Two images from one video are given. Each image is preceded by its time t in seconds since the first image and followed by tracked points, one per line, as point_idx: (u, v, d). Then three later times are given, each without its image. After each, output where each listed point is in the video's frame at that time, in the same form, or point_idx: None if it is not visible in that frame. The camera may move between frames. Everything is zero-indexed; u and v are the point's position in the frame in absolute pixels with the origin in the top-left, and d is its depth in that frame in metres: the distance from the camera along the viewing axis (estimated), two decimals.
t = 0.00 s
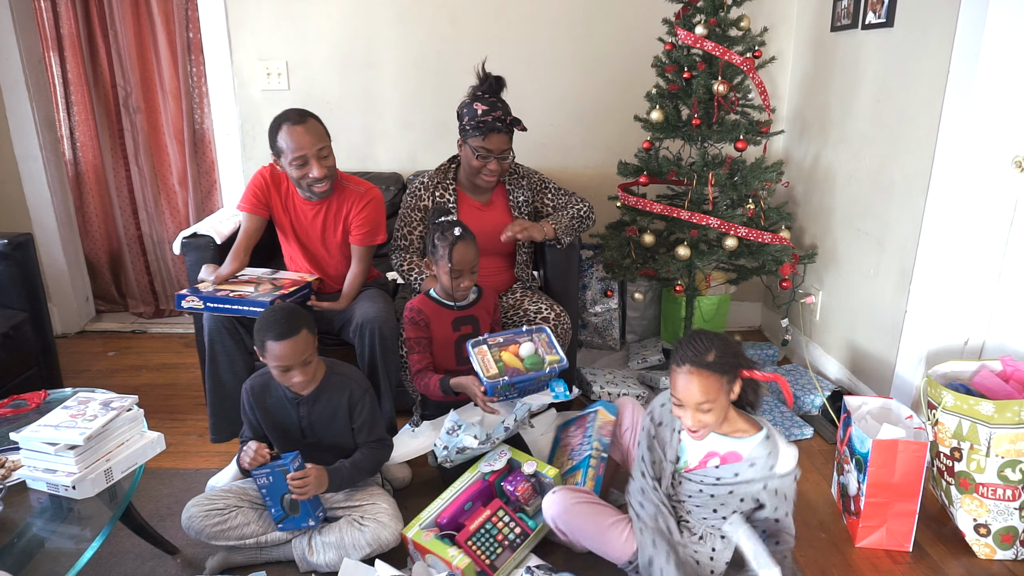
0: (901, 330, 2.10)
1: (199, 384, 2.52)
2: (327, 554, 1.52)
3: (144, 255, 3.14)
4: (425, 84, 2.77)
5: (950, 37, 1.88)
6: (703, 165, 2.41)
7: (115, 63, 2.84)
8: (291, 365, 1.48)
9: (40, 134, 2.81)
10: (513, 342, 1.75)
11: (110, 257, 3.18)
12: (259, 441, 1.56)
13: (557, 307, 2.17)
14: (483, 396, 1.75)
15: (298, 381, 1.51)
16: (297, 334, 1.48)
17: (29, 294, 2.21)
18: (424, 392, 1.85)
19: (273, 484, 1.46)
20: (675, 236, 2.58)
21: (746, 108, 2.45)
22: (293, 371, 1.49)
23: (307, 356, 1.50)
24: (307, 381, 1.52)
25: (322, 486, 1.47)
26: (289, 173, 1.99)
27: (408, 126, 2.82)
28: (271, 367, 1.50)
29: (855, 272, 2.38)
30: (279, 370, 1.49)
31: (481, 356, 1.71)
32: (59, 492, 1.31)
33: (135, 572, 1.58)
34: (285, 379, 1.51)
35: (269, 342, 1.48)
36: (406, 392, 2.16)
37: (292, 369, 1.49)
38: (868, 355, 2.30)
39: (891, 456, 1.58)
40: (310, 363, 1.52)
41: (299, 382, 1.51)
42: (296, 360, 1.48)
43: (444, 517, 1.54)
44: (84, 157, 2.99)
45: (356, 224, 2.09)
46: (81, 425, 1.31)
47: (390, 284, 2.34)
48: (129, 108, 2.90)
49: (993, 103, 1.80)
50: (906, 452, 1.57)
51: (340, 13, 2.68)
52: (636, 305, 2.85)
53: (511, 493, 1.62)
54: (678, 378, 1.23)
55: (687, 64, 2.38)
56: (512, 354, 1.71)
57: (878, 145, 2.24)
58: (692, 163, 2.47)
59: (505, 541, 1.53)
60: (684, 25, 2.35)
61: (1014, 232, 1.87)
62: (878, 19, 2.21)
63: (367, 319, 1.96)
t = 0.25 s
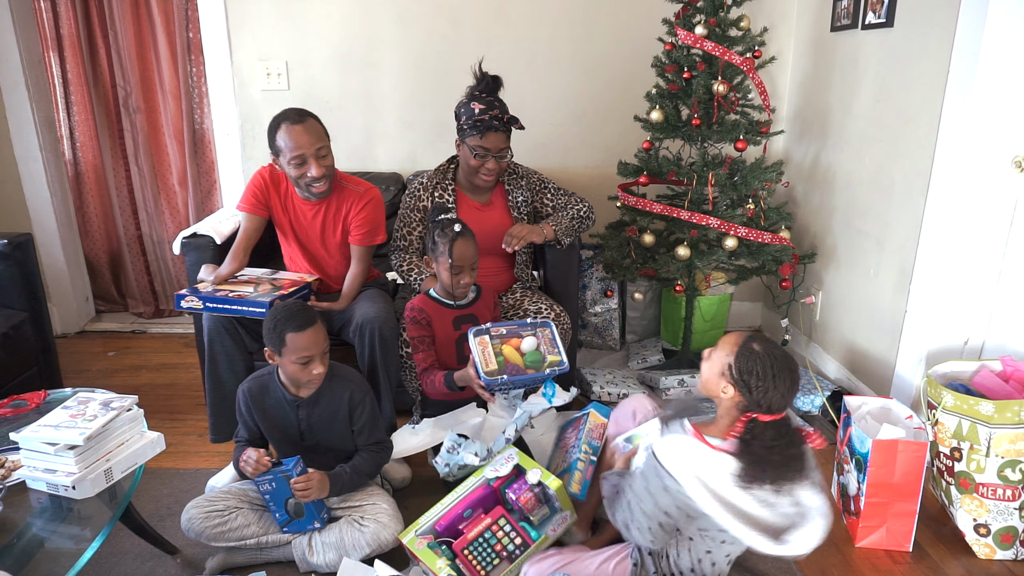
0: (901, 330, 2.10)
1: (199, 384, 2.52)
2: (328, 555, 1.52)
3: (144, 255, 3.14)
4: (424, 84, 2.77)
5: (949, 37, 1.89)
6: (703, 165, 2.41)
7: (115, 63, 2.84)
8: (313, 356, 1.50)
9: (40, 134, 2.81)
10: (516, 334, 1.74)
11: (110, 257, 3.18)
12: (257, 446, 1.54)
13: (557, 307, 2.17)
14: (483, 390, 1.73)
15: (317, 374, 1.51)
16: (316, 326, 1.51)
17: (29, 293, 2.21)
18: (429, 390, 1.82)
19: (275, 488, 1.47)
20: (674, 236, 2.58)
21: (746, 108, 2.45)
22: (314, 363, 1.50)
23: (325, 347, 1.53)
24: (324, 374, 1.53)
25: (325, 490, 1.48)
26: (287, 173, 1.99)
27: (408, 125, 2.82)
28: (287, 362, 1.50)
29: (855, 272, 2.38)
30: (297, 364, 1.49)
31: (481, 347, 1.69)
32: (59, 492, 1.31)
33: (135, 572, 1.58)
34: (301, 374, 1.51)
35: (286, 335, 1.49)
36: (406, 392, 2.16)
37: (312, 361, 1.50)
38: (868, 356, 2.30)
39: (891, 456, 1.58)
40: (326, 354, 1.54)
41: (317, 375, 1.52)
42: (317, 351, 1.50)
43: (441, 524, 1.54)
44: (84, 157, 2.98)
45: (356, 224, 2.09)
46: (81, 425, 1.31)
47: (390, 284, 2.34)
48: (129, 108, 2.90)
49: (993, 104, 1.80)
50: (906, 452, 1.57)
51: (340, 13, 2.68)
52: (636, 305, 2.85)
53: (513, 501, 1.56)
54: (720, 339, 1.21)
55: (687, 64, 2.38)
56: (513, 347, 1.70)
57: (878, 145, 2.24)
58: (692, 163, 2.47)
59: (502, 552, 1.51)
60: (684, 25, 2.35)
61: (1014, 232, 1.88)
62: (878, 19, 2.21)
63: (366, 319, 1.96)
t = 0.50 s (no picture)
0: (901, 330, 2.10)
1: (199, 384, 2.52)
2: (327, 555, 1.52)
3: (144, 255, 3.14)
4: (424, 84, 2.77)
5: (949, 37, 1.89)
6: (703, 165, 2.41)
7: (115, 63, 2.84)
8: (322, 350, 1.50)
9: (40, 134, 2.81)
10: (511, 334, 1.72)
11: (110, 257, 3.18)
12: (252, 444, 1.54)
13: (557, 306, 2.17)
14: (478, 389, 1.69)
15: (325, 371, 1.51)
16: (325, 320, 1.53)
17: (29, 293, 2.21)
18: (427, 388, 1.83)
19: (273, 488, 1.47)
20: (674, 236, 2.58)
21: (746, 108, 2.45)
22: (324, 358, 1.51)
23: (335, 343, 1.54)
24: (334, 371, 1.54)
25: (324, 490, 1.48)
26: (286, 169, 1.99)
27: (408, 125, 2.82)
28: (296, 358, 1.50)
29: (855, 272, 2.38)
30: (307, 359, 1.50)
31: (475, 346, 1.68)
32: (59, 492, 1.31)
33: (135, 572, 1.58)
34: (310, 371, 1.51)
35: (296, 331, 1.50)
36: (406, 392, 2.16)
37: (321, 356, 1.50)
38: (868, 356, 2.30)
39: (891, 456, 1.59)
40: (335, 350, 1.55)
41: (325, 372, 1.51)
42: (325, 345, 1.51)
43: (448, 516, 1.54)
44: (84, 157, 2.98)
45: (355, 223, 2.09)
46: (81, 425, 1.31)
47: (390, 284, 2.34)
48: (129, 109, 2.90)
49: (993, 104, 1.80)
50: (906, 452, 1.57)
51: (340, 13, 2.69)
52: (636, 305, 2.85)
53: (513, 509, 1.61)
54: (715, 348, 1.30)
55: (687, 64, 2.38)
56: (508, 348, 1.69)
57: (878, 145, 2.24)
58: (692, 163, 2.47)
59: (503, 551, 1.52)
60: (684, 25, 2.35)
61: (1014, 232, 1.88)
62: (878, 19, 2.21)
63: (366, 319, 1.96)
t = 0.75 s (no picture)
0: (901, 330, 2.11)
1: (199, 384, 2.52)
2: (326, 555, 1.52)
3: (144, 255, 3.14)
4: (424, 84, 2.77)
5: (950, 37, 1.89)
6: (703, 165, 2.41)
7: (115, 63, 2.84)
8: (327, 343, 1.51)
9: (40, 133, 2.81)
10: (509, 334, 1.71)
11: (110, 257, 3.18)
12: (254, 438, 1.56)
13: (556, 306, 2.17)
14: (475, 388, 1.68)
15: (328, 365, 1.51)
16: (328, 314, 1.54)
17: (29, 293, 2.21)
18: (424, 387, 1.84)
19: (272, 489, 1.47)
20: (675, 236, 2.58)
21: (746, 108, 2.45)
22: (328, 351, 1.51)
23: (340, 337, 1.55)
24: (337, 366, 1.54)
25: (320, 488, 1.48)
26: (286, 165, 1.98)
27: (408, 126, 2.82)
28: (301, 352, 1.50)
29: (855, 272, 2.38)
30: (311, 353, 1.50)
31: (473, 348, 1.68)
32: (59, 492, 1.31)
33: (135, 571, 1.58)
34: (313, 365, 1.50)
35: (302, 324, 1.50)
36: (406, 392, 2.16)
37: (325, 349, 1.51)
38: (868, 356, 2.30)
39: (891, 456, 1.58)
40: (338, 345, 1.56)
41: (328, 367, 1.51)
42: (330, 339, 1.51)
43: (447, 518, 1.53)
44: (84, 157, 2.98)
45: (355, 220, 2.09)
46: (81, 425, 1.31)
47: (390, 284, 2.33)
48: (129, 109, 2.90)
49: (993, 104, 1.80)
50: (906, 452, 1.57)
51: (340, 13, 2.69)
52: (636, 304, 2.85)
53: (513, 510, 1.62)
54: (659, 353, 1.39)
55: (687, 64, 2.38)
56: (506, 349, 1.68)
57: (878, 145, 2.24)
58: (692, 163, 2.47)
59: (502, 552, 1.53)
60: (684, 25, 2.35)
61: (1014, 232, 1.88)
62: (878, 19, 2.21)
63: (365, 319, 1.96)
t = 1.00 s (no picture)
0: (901, 330, 2.10)
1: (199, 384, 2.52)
2: (326, 554, 1.52)
3: (144, 255, 3.14)
4: (424, 84, 2.77)
5: (950, 37, 1.89)
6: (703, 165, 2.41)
7: (115, 63, 2.84)
8: (328, 342, 1.51)
9: (40, 133, 2.81)
10: (506, 334, 1.72)
11: (110, 257, 3.18)
12: (255, 439, 1.56)
13: (556, 306, 2.17)
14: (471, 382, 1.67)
15: (328, 365, 1.51)
16: (330, 313, 1.54)
17: (29, 294, 2.21)
18: (423, 386, 1.84)
19: (270, 488, 1.47)
20: (675, 237, 2.58)
21: (746, 108, 2.45)
22: (328, 350, 1.51)
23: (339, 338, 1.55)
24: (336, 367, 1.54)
25: (319, 485, 1.49)
26: (287, 158, 1.99)
27: (408, 126, 2.82)
28: (301, 350, 1.50)
29: (855, 272, 2.38)
30: (311, 352, 1.50)
31: (469, 346, 1.69)
32: (58, 492, 1.31)
33: (135, 571, 1.58)
34: (313, 364, 1.50)
35: (302, 324, 1.50)
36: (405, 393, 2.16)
37: (325, 349, 1.50)
38: (868, 356, 2.30)
39: (891, 456, 1.58)
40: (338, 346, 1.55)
41: (328, 366, 1.51)
42: (330, 339, 1.51)
43: (447, 518, 1.53)
44: (84, 157, 2.98)
45: (355, 216, 2.09)
46: (81, 425, 1.31)
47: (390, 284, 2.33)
48: (129, 108, 2.90)
49: (993, 104, 1.80)
50: (906, 452, 1.57)
51: (340, 13, 2.69)
52: (636, 305, 2.85)
53: (513, 509, 1.62)
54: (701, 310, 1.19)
55: (687, 64, 2.38)
56: (503, 348, 1.68)
57: (878, 145, 2.24)
58: (692, 163, 2.48)
59: (502, 551, 1.53)
60: (684, 25, 2.35)
61: (1014, 232, 1.88)
62: (878, 19, 2.21)
63: (364, 319, 1.96)
